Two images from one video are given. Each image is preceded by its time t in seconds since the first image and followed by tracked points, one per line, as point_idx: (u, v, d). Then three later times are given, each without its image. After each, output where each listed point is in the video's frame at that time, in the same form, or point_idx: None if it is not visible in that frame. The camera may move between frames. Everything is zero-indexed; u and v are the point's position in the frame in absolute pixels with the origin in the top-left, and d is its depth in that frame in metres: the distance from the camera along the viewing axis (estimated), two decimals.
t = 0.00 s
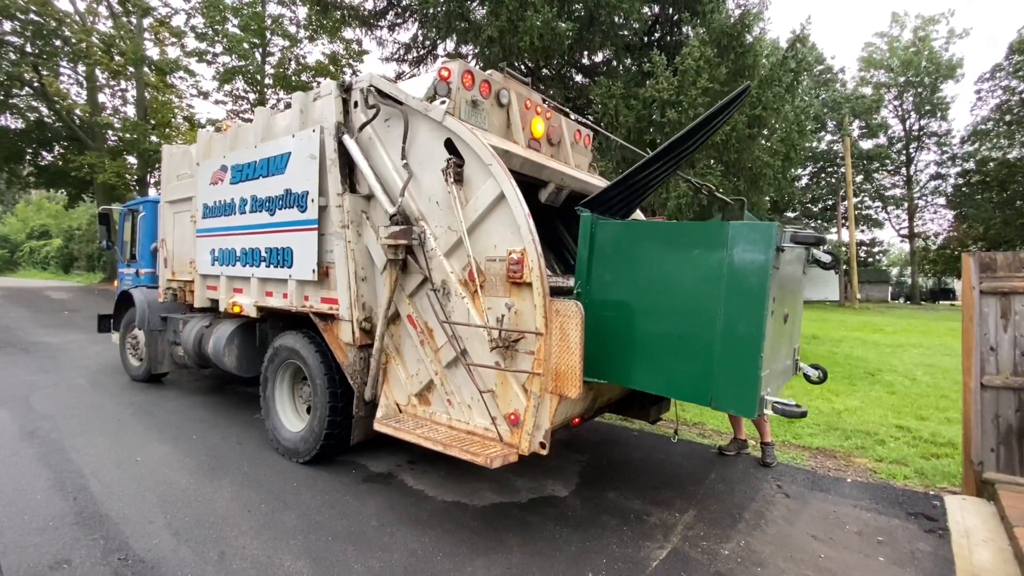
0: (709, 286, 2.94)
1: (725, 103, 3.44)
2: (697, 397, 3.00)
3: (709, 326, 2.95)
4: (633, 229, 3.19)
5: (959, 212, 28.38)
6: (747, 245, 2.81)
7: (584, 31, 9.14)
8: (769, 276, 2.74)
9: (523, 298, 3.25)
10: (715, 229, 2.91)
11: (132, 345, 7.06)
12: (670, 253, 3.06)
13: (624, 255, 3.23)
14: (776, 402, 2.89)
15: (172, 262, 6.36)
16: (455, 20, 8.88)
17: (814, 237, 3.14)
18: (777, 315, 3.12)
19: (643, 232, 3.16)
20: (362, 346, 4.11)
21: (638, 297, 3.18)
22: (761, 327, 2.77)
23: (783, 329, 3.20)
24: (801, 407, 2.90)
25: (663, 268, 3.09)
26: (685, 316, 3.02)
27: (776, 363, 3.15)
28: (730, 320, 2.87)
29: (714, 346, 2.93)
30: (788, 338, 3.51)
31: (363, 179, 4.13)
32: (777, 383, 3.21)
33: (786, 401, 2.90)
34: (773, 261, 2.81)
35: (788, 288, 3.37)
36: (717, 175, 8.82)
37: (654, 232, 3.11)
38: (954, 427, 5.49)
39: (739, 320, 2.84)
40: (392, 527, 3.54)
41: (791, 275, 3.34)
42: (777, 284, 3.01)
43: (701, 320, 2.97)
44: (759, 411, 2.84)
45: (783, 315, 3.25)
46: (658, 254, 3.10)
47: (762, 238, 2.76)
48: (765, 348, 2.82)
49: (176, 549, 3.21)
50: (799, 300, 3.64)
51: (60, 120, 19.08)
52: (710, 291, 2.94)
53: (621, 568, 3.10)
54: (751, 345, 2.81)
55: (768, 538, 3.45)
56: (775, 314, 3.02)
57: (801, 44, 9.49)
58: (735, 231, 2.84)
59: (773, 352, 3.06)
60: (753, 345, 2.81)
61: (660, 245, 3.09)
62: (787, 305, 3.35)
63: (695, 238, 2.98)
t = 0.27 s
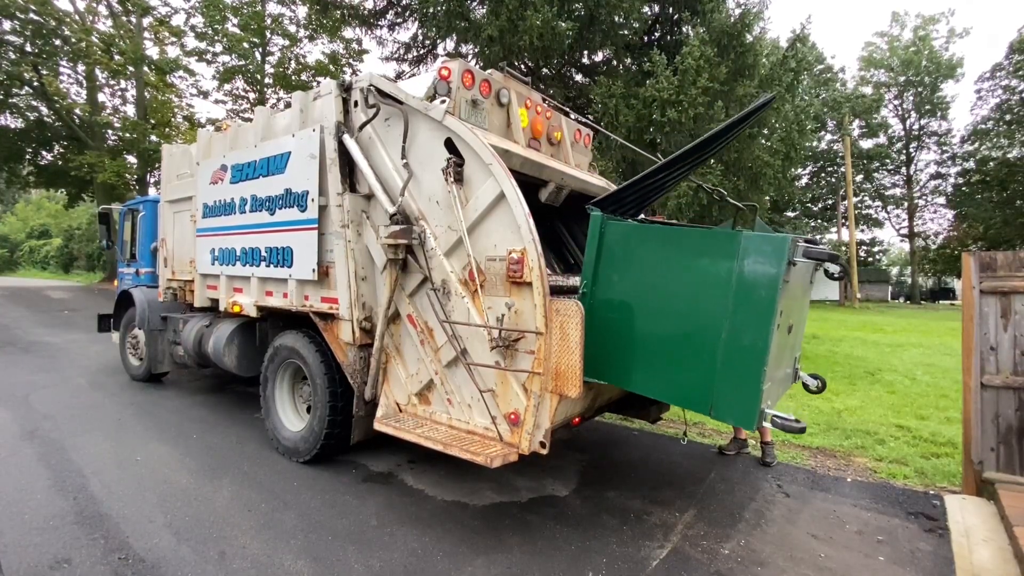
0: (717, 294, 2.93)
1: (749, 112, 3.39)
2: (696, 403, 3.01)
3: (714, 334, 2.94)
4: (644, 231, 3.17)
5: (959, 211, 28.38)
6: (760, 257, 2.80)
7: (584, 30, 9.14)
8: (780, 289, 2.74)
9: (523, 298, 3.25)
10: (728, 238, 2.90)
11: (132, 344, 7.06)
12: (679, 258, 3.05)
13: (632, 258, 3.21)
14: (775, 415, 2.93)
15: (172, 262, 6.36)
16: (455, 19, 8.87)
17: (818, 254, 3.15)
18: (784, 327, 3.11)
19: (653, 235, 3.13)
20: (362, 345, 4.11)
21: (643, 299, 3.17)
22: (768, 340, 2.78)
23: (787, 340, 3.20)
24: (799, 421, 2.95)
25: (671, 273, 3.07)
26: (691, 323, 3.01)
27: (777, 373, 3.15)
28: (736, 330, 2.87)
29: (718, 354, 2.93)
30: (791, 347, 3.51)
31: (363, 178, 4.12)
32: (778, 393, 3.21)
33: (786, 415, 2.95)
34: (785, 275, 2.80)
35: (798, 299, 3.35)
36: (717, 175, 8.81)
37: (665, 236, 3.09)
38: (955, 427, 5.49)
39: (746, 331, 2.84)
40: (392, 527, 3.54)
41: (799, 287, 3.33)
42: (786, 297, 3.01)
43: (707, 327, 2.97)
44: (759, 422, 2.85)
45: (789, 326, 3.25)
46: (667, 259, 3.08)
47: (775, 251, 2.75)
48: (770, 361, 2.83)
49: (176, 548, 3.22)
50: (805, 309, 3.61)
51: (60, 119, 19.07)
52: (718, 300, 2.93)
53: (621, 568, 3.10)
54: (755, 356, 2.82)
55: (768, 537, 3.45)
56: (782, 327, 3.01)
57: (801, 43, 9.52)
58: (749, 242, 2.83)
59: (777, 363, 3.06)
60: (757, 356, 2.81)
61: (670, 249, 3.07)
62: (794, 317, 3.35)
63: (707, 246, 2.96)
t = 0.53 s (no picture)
0: (725, 304, 2.92)
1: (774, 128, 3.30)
2: (695, 411, 3.02)
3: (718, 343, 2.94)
4: (654, 235, 3.15)
5: (959, 211, 28.39)
6: (770, 271, 2.78)
7: (584, 30, 9.15)
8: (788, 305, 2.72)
9: (523, 297, 3.25)
10: (740, 248, 2.88)
11: (132, 344, 7.06)
12: (689, 265, 3.03)
13: (639, 261, 3.20)
14: (773, 429, 3.02)
15: (172, 261, 6.36)
16: (455, 19, 8.87)
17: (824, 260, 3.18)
18: (789, 340, 3.11)
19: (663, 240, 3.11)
20: (362, 345, 4.11)
21: (649, 303, 3.16)
22: (772, 355, 2.77)
23: (791, 351, 3.20)
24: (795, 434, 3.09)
25: (679, 279, 3.06)
26: (696, 331, 3.00)
27: (779, 384, 3.15)
28: (741, 342, 2.87)
29: (721, 364, 2.93)
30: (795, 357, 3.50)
31: (363, 178, 4.12)
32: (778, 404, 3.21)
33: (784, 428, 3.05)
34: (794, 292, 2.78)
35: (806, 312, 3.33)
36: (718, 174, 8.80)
37: (675, 242, 3.07)
38: (954, 426, 5.49)
39: (750, 343, 2.84)
40: (392, 526, 3.54)
41: (809, 300, 3.30)
42: (794, 312, 2.99)
43: (712, 336, 2.96)
44: (756, 434, 2.87)
45: (794, 338, 3.23)
46: (676, 265, 3.07)
47: (786, 266, 2.73)
48: (772, 375, 2.83)
49: (177, 547, 3.22)
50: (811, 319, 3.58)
51: (60, 119, 19.07)
52: (725, 309, 2.92)
53: (621, 568, 3.10)
54: (758, 370, 2.81)
55: (768, 537, 3.45)
56: (787, 340, 3.00)
57: (801, 43, 9.54)
58: (761, 256, 2.81)
59: (779, 375, 3.06)
60: (761, 369, 2.81)
61: (680, 255, 3.05)
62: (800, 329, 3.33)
63: (718, 255, 2.94)
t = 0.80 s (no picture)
0: (731, 315, 2.91)
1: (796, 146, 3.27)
2: (693, 419, 3.04)
3: (722, 354, 2.93)
4: (664, 240, 3.13)
5: (959, 211, 28.39)
6: (780, 286, 2.76)
7: (584, 29, 9.15)
8: (795, 321, 2.70)
9: (523, 297, 3.25)
10: (751, 260, 2.86)
11: (132, 344, 7.06)
12: (698, 273, 3.01)
13: (648, 266, 3.18)
14: (772, 442, 2.98)
15: (172, 261, 6.36)
16: (455, 18, 8.87)
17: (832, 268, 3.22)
18: (793, 353, 3.09)
19: (673, 246, 3.09)
20: (362, 345, 4.11)
21: (654, 308, 3.16)
22: (774, 370, 2.77)
23: (794, 363, 3.19)
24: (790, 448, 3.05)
25: (687, 286, 3.05)
26: (700, 339, 3.00)
27: (780, 395, 3.14)
28: (745, 354, 2.86)
29: (723, 374, 2.93)
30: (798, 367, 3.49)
31: (363, 178, 4.12)
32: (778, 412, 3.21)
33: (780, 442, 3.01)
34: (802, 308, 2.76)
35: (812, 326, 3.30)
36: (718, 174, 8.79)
37: (685, 248, 3.05)
38: (954, 426, 5.49)
39: (754, 357, 2.83)
40: (392, 526, 3.54)
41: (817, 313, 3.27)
42: (801, 326, 2.98)
43: (715, 345, 2.95)
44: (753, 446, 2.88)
45: (798, 350, 3.22)
46: (685, 272, 3.05)
47: (796, 282, 2.71)
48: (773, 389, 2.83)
49: (177, 547, 3.22)
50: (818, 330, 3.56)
51: (60, 119, 19.07)
52: (731, 320, 2.91)
53: (621, 567, 3.10)
54: (760, 384, 2.81)
55: (767, 536, 3.45)
56: (791, 354, 2.99)
57: (801, 43, 9.55)
58: (771, 269, 2.78)
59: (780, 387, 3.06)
60: (762, 382, 2.81)
61: (689, 262, 3.04)
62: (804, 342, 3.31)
63: (728, 265, 2.92)
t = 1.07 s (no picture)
0: (738, 327, 2.90)
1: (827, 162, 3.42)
2: (692, 427, 3.05)
3: (725, 365, 2.93)
4: (675, 246, 3.10)
5: (959, 211, 28.41)
6: (789, 302, 2.74)
7: (584, 29, 9.15)
8: (802, 338, 2.69)
9: (523, 296, 3.25)
10: (762, 273, 2.83)
11: (133, 343, 7.06)
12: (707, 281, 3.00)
13: (656, 271, 3.17)
14: (766, 456, 3.04)
15: (172, 261, 6.36)
16: (455, 18, 8.87)
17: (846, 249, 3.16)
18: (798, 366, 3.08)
19: (683, 253, 3.08)
20: (362, 344, 4.11)
21: (660, 313, 3.15)
22: (777, 385, 2.76)
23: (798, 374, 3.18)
24: (786, 462, 3.11)
25: (695, 294, 3.04)
26: (704, 348, 2.99)
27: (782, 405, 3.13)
28: (748, 367, 2.86)
29: (725, 385, 2.93)
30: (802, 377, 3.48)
31: (363, 177, 4.12)
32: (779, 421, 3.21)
33: (776, 456, 3.05)
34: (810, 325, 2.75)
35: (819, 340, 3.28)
36: (718, 174, 8.79)
37: (696, 255, 3.03)
38: (954, 426, 5.48)
39: (757, 371, 2.83)
40: (392, 525, 3.54)
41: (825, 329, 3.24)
42: (809, 341, 2.96)
43: (719, 356, 2.95)
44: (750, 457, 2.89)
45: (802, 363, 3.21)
46: (694, 279, 3.04)
47: (806, 298, 2.69)
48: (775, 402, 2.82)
49: (177, 546, 3.22)
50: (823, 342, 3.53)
51: (60, 118, 19.07)
52: (737, 331, 2.90)
53: (620, 566, 3.10)
54: (761, 398, 2.81)
55: (767, 536, 3.45)
56: (796, 369, 2.98)
57: (801, 42, 9.57)
58: (781, 285, 2.76)
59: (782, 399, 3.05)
60: (764, 395, 2.80)
61: (699, 270, 3.02)
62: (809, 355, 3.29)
63: (738, 276, 2.90)
